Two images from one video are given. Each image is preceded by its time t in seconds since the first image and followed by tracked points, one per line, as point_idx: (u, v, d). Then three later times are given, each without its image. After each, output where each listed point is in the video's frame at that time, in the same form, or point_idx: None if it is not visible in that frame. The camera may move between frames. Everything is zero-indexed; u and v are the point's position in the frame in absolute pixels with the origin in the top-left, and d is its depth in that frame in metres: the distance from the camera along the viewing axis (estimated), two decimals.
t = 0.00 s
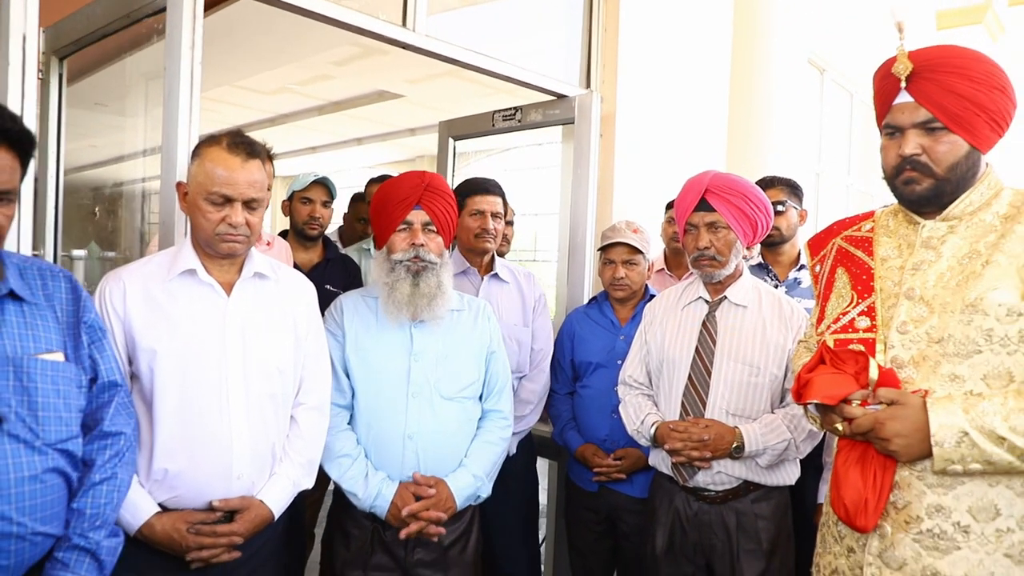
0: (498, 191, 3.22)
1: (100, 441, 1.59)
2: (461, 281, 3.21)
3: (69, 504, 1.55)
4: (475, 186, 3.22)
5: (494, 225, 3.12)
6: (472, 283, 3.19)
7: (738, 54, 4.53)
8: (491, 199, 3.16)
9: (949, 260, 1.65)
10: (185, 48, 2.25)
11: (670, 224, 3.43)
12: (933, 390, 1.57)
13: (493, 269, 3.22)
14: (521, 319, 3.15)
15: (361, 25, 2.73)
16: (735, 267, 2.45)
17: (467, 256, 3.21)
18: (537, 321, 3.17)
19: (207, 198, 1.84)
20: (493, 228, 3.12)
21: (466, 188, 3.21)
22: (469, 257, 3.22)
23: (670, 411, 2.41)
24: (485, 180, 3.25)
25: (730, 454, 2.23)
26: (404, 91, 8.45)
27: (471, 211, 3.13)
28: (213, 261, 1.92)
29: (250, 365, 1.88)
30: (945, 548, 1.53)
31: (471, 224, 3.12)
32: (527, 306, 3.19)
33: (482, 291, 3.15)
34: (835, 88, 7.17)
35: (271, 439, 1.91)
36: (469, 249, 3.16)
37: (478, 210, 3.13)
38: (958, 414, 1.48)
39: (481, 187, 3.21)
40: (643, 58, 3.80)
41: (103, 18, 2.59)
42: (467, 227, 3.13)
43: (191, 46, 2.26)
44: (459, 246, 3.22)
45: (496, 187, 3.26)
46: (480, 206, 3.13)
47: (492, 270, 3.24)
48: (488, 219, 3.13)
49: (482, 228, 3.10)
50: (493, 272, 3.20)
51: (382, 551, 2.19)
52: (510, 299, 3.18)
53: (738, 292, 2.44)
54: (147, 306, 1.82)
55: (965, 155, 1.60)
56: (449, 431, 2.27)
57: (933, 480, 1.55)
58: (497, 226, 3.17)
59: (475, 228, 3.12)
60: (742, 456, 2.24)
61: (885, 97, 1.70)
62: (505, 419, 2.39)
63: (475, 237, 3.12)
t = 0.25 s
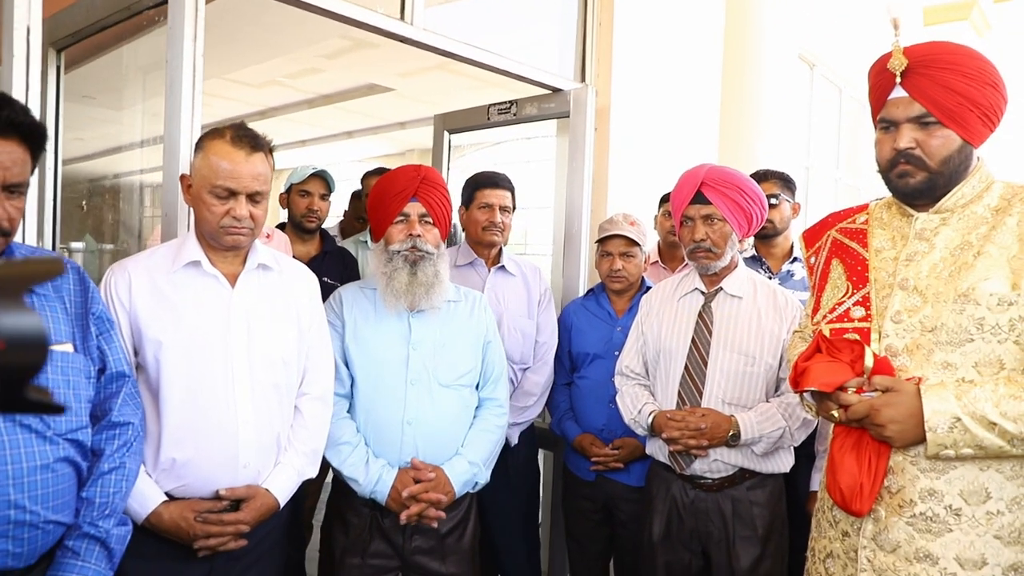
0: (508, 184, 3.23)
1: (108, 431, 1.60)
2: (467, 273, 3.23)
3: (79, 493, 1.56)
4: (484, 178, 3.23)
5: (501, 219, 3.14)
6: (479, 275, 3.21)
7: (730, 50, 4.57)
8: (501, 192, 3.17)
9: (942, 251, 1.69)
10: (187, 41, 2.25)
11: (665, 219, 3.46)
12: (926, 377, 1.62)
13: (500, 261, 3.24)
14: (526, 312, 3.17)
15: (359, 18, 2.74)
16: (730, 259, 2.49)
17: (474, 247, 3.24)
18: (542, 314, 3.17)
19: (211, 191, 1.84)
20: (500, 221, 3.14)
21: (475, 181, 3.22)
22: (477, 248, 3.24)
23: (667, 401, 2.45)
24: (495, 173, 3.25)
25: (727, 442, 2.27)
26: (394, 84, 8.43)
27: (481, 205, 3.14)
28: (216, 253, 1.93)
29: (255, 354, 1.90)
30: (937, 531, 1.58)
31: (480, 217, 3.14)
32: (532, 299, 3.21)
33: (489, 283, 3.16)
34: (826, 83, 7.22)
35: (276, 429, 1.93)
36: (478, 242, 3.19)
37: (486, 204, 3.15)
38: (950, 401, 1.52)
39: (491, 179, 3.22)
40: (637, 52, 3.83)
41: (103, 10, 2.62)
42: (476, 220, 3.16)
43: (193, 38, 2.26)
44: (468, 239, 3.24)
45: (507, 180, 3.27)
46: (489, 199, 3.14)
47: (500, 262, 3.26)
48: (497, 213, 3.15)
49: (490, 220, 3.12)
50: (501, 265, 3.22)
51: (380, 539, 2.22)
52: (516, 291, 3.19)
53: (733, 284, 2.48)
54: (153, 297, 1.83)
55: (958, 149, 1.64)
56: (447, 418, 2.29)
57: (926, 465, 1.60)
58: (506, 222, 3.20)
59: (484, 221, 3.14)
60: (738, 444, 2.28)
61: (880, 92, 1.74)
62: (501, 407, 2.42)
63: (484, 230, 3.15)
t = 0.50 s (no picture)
0: (508, 178, 3.19)
1: (112, 426, 1.59)
2: (468, 268, 3.23)
3: (83, 489, 1.56)
4: (484, 174, 3.18)
5: (502, 216, 3.12)
6: (481, 271, 3.20)
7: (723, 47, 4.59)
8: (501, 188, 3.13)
9: (938, 246, 1.71)
10: (186, 34, 2.24)
11: (662, 215, 3.48)
12: (923, 369, 1.65)
13: (502, 256, 3.24)
14: (528, 307, 3.16)
15: (356, 13, 2.74)
16: (727, 254, 2.52)
17: (475, 242, 3.24)
18: (544, 310, 3.16)
19: (212, 185, 1.84)
20: (500, 218, 3.12)
21: (475, 177, 3.18)
22: (478, 244, 3.24)
23: (665, 394, 2.47)
24: (494, 169, 3.20)
25: (724, 435, 2.30)
26: (384, 80, 8.41)
27: (481, 201, 3.13)
28: (217, 248, 1.93)
29: (255, 349, 1.90)
30: (934, 520, 1.61)
31: (480, 214, 3.12)
32: (535, 295, 3.20)
33: (490, 279, 3.16)
34: (815, 80, 7.27)
35: (277, 424, 1.93)
36: (478, 237, 3.18)
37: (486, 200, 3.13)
38: (947, 392, 1.55)
39: (490, 174, 3.18)
40: (631, 49, 3.84)
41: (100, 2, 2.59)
42: (475, 218, 3.14)
43: (192, 32, 2.26)
44: (469, 234, 3.24)
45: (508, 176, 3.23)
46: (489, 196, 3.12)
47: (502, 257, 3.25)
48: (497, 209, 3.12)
49: (490, 217, 3.11)
50: (502, 260, 3.21)
51: (377, 532, 2.22)
52: (518, 287, 3.19)
53: (730, 279, 2.50)
54: (154, 292, 1.83)
55: (954, 145, 1.66)
56: (444, 409, 2.29)
57: (924, 456, 1.62)
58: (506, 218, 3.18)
59: (484, 218, 3.12)
60: (736, 437, 2.31)
61: (878, 89, 1.76)
62: (499, 401, 2.42)
63: (484, 227, 3.13)
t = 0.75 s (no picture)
0: (493, 175, 3.14)
1: (95, 424, 1.57)
2: (456, 265, 3.23)
3: (65, 488, 1.53)
4: (470, 172, 3.14)
5: (486, 215, 3.10)
6: (468, 268, 3.20)
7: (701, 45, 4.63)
8: (485, 186, 3.10)
9: (917, 240, 1.75)
10: (166, 26, 2.21)
11: (643, 212, 3.51)
12: (903, 361, 1.68)
13: (489, 253, 3.23)
14: (514, 302, 3.16)
15: (338, 8, 2.72)
16: (710, 250, 2.55)
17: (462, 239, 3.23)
18: (531, 305, 3.16)
19: (195, 180, 1.82)
20: (484, 216, 3.10)
21: (459, 175, 3.14)
22: (464, 241, 3.23)
23: (649, 388, 2.49)
24: (478, 166, 3.16)
25: (709, 429, 2.32)
26: (360, 77, 8.36)
27: (465, 200, 3.10)
28: (200, 244, 1.91)
29: (239, 345, 1.88)
30: (914, 508, 1.64)
31: (465, 212, 3.10)
32: (522, 292, 3.19)
33: (477, 276, 3.15)
34: (790, 78, 7.36)
35: (262, 420, 1.92)
36: (462, 235, 3.17)
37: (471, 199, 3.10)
38: (927, 382, 1.58)
39: (474, 173, 3.13)
40: (611, 46, 3.86)
41: None
42: (460, 216, 3.12)
43: (172, 24, 2.23)
44: (455, 232, 3.22)
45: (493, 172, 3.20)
46: (473, 194, 3.10)
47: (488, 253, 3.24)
48: (481, 207, 3.11)
49: (474, 217, 3.09)
50: (489, 256, 3.21)
51: (362, 529, 2.22)
52: (505, 283, 3.18)
53: (712, 274, 2.53)
54: (137, 288, 1.80)
55: (933, 141, 1.70)
56: (427, 405, 2.29)
57: (904, 445, 1.66)
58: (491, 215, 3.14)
59: (468, 217, 3.10)
60: (720, 431, 2.33)
61: (859, 86, 1.79)
62: (484, 397, 2.42)
63: (468, 226, 3.11)
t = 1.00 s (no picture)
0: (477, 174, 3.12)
1: (73, 422, 1.55)
2: (441, 263, 3.22)
3: (42, 487, 1.50)
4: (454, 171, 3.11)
5: (469, 215, 3.08)
6: (453, 265, 3.20)
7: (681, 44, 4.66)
8: (469, 186, 3.08)
9: (895, 235, 1.77)
10: (145, 19, 2.19)
11: (624, 208, 3.52)
12: (882, 354, 1.70)
13: (475, 251, 3.22)
14: (500, 299, 3.15)
15: (318, 3, 2.70)
16: (692, 246, 2.57)
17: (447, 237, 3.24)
18: (516, 303, 3.16)
19: (175, 175, 1.79)
20: (468, 216, 3.08)
21: (443, 172, 3.12)
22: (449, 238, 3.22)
23: (632, 384, 2.51)
24: (460, 166, 3.14)
25: (692, 424, 2.34)
26: (339, 74, 8.31)
27: (448, 199, 3.09)
28: (181, 239, 1.89)
29: (221, 342, 1.86)
30: (894, 499, 1.67)
31: (448, 212, 3.09)
32: (507, 289, 3.19)
33: (463, 274, 3.15)
34: (768, 78, 7.43)
35: (244, 418, 1.90)
36: (446, 233, 3.16)
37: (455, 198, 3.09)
38: (905, 374, 1.60)
39: (457, 172, 3.10)
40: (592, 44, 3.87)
41: None
42: (444, 214, 3.11)
43: (151, 17, 2.20)
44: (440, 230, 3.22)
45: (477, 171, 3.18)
46: (455, 193, 3.08)
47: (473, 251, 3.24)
48: (464, 206, 3.09)
49: (457, 216, 3.07)
50: (474, 254, 3.20)
51: (346, 527, 2.20)
52: (490, 281, 3.17)
53: (695, 270, 2.56)
54: (115, 285, 1.78)
55: (911, 138, 1.72)
56: (411, 403, 2.28)
57: (883, 437, 1.68)
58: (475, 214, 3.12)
59: (452, 216, 3.09)
60: (703, 426, 2.35)
61: (838, 84, 1.81)
62: (468, 394, 2.41)
63: (452, 225, 3.10)
